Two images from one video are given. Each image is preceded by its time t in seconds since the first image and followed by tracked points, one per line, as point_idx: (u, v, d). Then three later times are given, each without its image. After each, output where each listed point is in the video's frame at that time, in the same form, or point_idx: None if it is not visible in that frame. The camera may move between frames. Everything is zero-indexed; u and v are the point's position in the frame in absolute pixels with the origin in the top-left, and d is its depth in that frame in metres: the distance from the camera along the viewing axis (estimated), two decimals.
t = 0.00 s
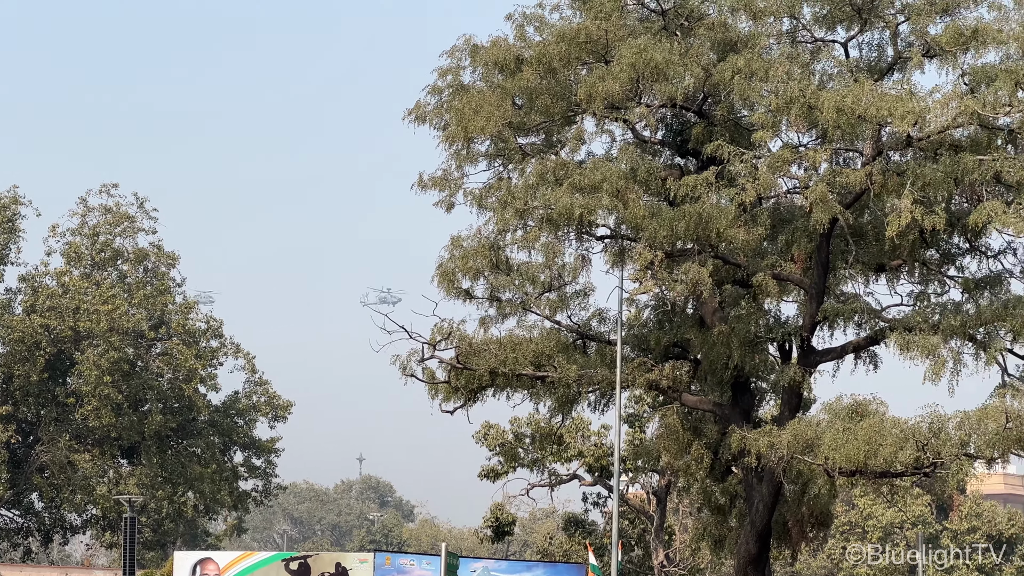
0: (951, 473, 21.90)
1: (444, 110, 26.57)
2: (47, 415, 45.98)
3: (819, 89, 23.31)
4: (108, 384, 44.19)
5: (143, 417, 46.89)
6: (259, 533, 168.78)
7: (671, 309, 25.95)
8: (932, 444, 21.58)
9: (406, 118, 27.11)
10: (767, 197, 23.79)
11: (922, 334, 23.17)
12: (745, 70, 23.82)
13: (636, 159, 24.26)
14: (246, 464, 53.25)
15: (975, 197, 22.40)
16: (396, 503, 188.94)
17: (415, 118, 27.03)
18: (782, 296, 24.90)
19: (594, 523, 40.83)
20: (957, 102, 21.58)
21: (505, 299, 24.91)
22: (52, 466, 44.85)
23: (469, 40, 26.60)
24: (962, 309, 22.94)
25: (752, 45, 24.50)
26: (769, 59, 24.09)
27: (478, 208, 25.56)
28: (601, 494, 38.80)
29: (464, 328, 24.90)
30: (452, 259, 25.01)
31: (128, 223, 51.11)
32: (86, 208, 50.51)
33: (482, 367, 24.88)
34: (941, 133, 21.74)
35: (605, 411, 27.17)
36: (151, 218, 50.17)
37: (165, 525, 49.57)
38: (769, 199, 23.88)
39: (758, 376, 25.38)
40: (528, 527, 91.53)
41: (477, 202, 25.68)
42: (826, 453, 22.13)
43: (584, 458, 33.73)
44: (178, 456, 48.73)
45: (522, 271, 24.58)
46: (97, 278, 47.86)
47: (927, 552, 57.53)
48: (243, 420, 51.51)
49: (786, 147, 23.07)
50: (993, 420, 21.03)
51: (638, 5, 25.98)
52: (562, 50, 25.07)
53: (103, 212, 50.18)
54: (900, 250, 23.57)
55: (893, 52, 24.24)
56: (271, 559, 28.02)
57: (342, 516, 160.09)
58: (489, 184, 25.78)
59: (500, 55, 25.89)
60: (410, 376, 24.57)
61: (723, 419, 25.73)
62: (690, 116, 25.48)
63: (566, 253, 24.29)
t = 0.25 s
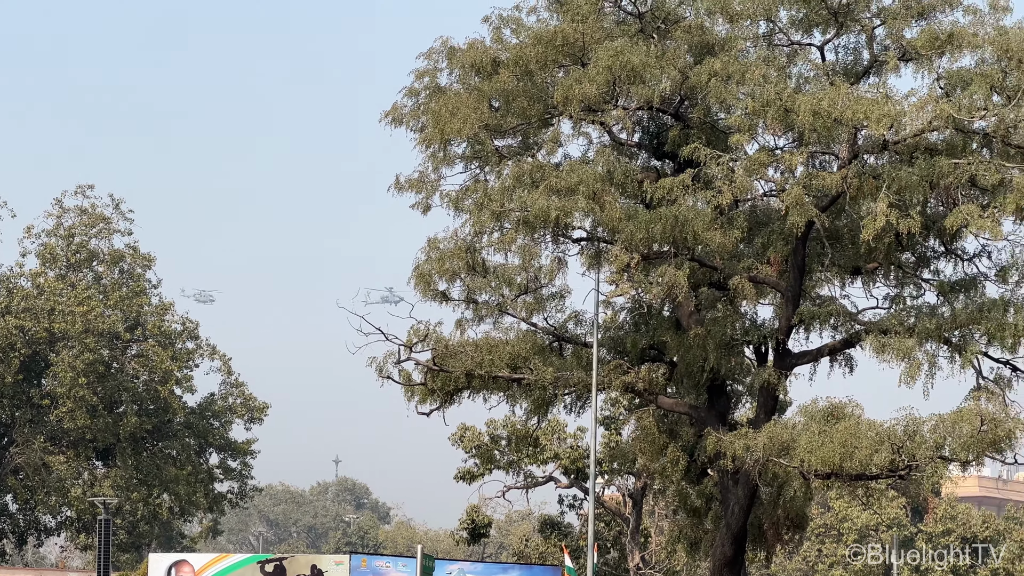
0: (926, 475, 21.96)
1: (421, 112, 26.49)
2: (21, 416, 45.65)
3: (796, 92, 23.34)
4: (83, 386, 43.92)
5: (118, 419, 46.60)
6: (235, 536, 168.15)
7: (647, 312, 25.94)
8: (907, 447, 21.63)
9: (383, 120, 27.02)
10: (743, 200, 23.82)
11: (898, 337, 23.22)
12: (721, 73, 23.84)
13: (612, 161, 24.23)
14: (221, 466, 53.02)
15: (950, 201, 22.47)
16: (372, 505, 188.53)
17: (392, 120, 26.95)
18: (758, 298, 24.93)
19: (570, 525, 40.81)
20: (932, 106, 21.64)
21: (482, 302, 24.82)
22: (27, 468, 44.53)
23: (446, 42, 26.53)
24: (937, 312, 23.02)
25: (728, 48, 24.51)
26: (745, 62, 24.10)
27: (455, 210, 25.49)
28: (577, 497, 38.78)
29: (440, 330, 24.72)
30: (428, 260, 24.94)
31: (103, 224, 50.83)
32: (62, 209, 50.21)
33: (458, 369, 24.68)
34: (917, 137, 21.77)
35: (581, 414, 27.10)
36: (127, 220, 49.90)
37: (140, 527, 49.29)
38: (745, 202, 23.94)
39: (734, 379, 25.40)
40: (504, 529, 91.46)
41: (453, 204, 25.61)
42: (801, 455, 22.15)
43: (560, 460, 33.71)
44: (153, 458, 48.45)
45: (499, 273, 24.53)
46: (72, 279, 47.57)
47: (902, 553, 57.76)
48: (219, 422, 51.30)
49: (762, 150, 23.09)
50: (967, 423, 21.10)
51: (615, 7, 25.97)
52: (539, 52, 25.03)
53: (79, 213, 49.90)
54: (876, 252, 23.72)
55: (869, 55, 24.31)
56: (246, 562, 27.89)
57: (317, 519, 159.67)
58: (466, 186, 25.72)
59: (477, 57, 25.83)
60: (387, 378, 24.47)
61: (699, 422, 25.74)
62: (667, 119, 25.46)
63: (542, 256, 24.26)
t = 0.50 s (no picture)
0: (897, 478, 22.02)
1: (393, 113, 26.36)
2: None
3: (768, 95, 23.35)
4: (54, 387, 43.56)
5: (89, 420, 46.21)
6: (205, 538, 167.31)
7: (619, 314, 25.90)
8: (878, 449, 21.68)
9: (355, 121, 26.87)
10: (715, 202, 23.81)
11: (869, 340, 23.22)
12: (694, 76, 23.82)
13: (584, 163, 24.17)
14: (192, 468, 52.70)
15: (922, 205, 22.52)
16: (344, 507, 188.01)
17: (364, 121, 26.81)
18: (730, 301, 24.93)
19: (542, 528, 40.75)
20: (904, 110, 21.71)
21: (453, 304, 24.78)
22: None
23: (418, 43, 26.42)
24: (908, 315, 23.08)
25: (701, 50, 24.50)
26: (718, 65, 24.09)
27: (427, 212, 25.38)
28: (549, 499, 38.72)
29: (412, 332, 24.66)
30: (400, 262, 24.82)
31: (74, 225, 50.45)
32: (32, 209, 49.80)
33: (430, 371, 24.61)
34: (889, 139, 21.86)
35: (553, 416, 27.04)
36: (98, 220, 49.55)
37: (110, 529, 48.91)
38: (717, 204, 23.95)
39: (706, 381, 25.40)
40: (476, 531, 91.34)
41: (426, 206, 25.50)
42: (773, 458, 22.14)
43: (532, 462, 33.67)
44: (124, 460, 48.07)
45: (471, 275, 24.46)
46: (43, 280, 47.18)
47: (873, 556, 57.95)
48: (190, 424, 51.01)
49: (735, 152, 23.08)
50: (938, 426, 21.16)
51: (588, 9, 25.91)
52: (511, 54, 24.95)
53: (49, 214, 49.51)
54: (848, 256, 23.81)
55: (842, 59, 24.35)
56: (218, 563, 27.69)
57: (289, 521, 159.08)
58: (438, 188, 25.61)
59: (450, 58, 25.72)
60: (358, 380, 24.32)
61: (671, 424, 25.73)
62: (639, 121, 25.42)
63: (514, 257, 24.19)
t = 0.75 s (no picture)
0: (871, 479, 22.06)
1: (369, 114, 26.25)
2: None
3: (743, 97, 23.39)
4: (27, 388, 43.22)
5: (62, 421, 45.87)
6: (179, 539, 166.53)
7: (594, 315, 25.93)
8: (852, 451, 21.73)
9: (330, 122, 26.75)
10: (691, 203, 23.81)
11: (843, 341, 23.34)
12: (669, 77, 23.81)
13: (559, 164, 24.13)
14: (166, 468, 52.41)
15: (897, 207, 22.57)
16: (319, 508, 187.48)
17: (339, 122, 26.70)
18: (705, 302, 24.93)
19: (516, 529, 40.70)
20: (879, 111, 21.75)
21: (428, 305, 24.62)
22: None
23: (394, 44, 26.32)
24: (883, 317, 23.14)
25: (676, 52, 24.49)
26: (693, 66, 24.09)
27: (402, 212, 25.29)
28: (523, 500, 38.68)
29: (387, 333, 24.53)
30: (375, 263, 24.72)
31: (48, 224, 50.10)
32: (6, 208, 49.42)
33: (405, 371, 24.44)
34: (864, 141, 21.92)
35: (528, 417, 27.01)
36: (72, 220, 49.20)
37: (83, 530, 48.56)
38: (693, 205, 23.95)
39: (680, 382, 25.40)
40: (450, 532, 91.20)
41: (401, 207, 25.41)
42: (748, 459, 22.12)
43: (506, 463, 33.63)
44: (98, 460, 47.71)
45: (446, 276, 24.34)
46: (16, 280, 46.82)
47: (846, 557, 58.06)
48: (164, 424, 50.75)
49: (710, 154, 23.08)
50: (912, 428, 21.23)
51: (563, 11, 25.87)
52: (487, 55, 24.90)
53: (23, 213, 49.14)
54: (823, 257, 23.84)
55: (816, 61, 24.39)
56: (192, 564, 27.46)
57: (263, 522, 158.54)
58: (413, 189, 25.52)
59: (425, 59, 25.63)
60: (333, 380, 24.20)
61: (645, 425, 25.72)
62: (615, 123, 25.38)
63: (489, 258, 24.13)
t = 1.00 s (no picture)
0: (841, 481, 22.11)
1: (340, 115, 26.13)
2: None
3: (714, 99, 23.40)
4: None
5: (32, 421, 45.46)
6: (148, 541, 165.55)
7: (565, 317, 25.93)
8: (822, 453, 21.78)
9: (301, 122, 26.62)
10: (662, 206, 23.79)
11: (813, 344, 23.29)
12: (641, 79, 23.80)
13: (530, 166, 24.08)
14: (136, 469, 52.06)
15: (867, 209, 22.62)
16: (289, 509, 186.79)
17: (310, 123, 26.56)
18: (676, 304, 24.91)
19: (487, 530, 40.63)
20: (850, 114, 21.79)
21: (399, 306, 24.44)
22: None
23: (365, 44, 26.21)
24: (853, 319, 23.27)
25: (648, 54, 24.49)
26: (664, 68, 24.09)
27: (373, 213, 25.19)
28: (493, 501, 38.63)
29: (358, 333, 24.38)
30: (346, 264, 24.61)
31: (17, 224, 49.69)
32: None
33: (375, 373, 24.32)
34: (834, 144, 21.88)
35: (499, 419, 26.95)
36: (42, 220, 48.81)
37: (53, 531, 48.15)
38: (664, 207, 23.94)
39: (651, 384, 25.40)
40: (421, 533, 91.01)
41: (372, 208, 25.30)
42: (718, 461, 22.11)
43: (476, 464, 33.59)
44: (67, 461, 47.29)
45: (417, 277, 24.25)
46: None
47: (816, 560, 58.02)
48: (135, 425, 50.42)
49: (681, 156, 23.09)
50: (881, 430, 21.33)
51: (535, 12, 25.83)
52: (459, 56, 24.84)
53: None
54: (793, 259, 23.84)
55: (787, 63, 24.43)
56: (160, 565, 27.13)
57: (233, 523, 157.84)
58: (384, 190, 25.41)
59: (397, 60, 25.53)
60: (303, 381, 24.05)
61: (616, 427, 25.71)
62: (586, 124, 25.33)
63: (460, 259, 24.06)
